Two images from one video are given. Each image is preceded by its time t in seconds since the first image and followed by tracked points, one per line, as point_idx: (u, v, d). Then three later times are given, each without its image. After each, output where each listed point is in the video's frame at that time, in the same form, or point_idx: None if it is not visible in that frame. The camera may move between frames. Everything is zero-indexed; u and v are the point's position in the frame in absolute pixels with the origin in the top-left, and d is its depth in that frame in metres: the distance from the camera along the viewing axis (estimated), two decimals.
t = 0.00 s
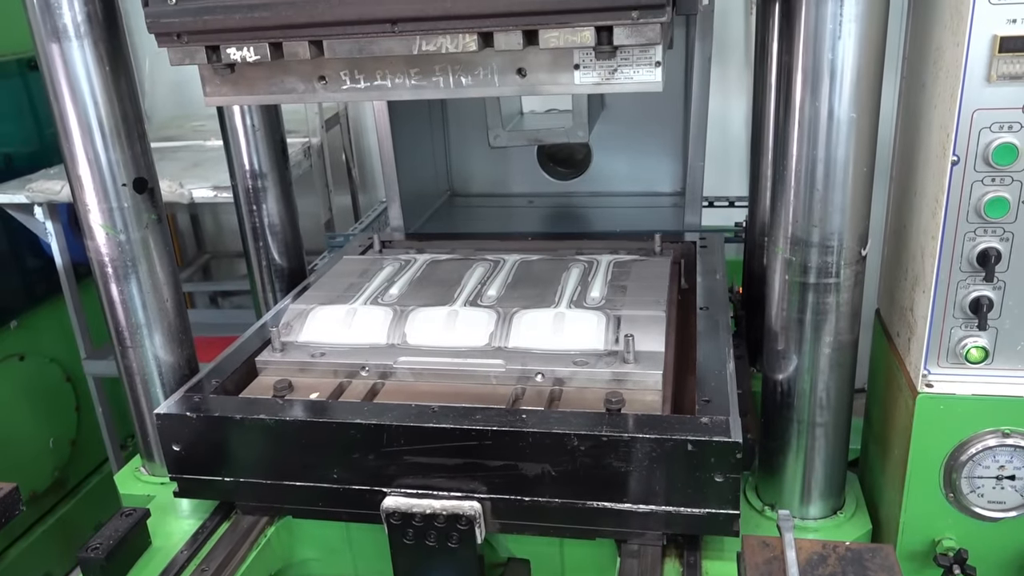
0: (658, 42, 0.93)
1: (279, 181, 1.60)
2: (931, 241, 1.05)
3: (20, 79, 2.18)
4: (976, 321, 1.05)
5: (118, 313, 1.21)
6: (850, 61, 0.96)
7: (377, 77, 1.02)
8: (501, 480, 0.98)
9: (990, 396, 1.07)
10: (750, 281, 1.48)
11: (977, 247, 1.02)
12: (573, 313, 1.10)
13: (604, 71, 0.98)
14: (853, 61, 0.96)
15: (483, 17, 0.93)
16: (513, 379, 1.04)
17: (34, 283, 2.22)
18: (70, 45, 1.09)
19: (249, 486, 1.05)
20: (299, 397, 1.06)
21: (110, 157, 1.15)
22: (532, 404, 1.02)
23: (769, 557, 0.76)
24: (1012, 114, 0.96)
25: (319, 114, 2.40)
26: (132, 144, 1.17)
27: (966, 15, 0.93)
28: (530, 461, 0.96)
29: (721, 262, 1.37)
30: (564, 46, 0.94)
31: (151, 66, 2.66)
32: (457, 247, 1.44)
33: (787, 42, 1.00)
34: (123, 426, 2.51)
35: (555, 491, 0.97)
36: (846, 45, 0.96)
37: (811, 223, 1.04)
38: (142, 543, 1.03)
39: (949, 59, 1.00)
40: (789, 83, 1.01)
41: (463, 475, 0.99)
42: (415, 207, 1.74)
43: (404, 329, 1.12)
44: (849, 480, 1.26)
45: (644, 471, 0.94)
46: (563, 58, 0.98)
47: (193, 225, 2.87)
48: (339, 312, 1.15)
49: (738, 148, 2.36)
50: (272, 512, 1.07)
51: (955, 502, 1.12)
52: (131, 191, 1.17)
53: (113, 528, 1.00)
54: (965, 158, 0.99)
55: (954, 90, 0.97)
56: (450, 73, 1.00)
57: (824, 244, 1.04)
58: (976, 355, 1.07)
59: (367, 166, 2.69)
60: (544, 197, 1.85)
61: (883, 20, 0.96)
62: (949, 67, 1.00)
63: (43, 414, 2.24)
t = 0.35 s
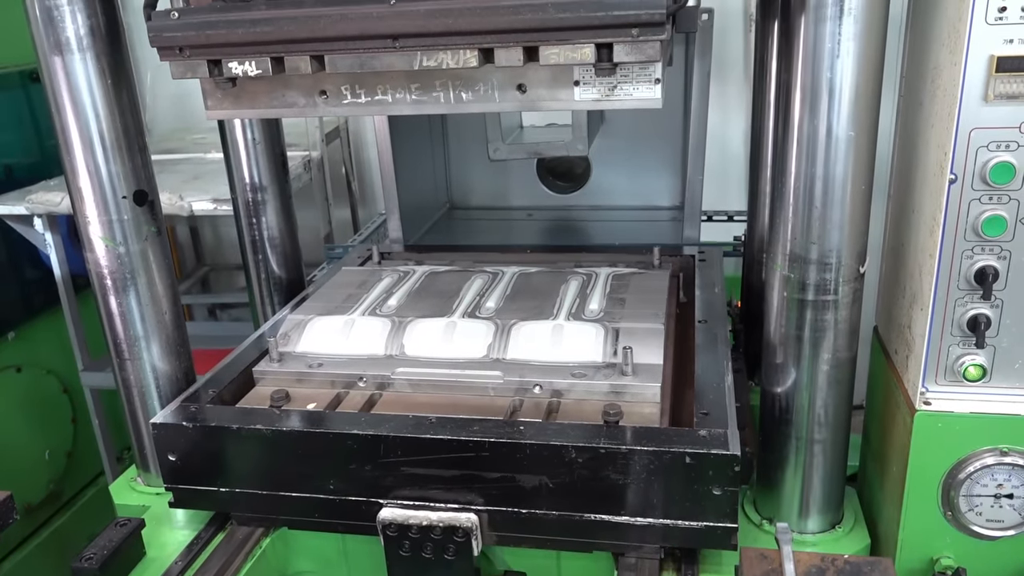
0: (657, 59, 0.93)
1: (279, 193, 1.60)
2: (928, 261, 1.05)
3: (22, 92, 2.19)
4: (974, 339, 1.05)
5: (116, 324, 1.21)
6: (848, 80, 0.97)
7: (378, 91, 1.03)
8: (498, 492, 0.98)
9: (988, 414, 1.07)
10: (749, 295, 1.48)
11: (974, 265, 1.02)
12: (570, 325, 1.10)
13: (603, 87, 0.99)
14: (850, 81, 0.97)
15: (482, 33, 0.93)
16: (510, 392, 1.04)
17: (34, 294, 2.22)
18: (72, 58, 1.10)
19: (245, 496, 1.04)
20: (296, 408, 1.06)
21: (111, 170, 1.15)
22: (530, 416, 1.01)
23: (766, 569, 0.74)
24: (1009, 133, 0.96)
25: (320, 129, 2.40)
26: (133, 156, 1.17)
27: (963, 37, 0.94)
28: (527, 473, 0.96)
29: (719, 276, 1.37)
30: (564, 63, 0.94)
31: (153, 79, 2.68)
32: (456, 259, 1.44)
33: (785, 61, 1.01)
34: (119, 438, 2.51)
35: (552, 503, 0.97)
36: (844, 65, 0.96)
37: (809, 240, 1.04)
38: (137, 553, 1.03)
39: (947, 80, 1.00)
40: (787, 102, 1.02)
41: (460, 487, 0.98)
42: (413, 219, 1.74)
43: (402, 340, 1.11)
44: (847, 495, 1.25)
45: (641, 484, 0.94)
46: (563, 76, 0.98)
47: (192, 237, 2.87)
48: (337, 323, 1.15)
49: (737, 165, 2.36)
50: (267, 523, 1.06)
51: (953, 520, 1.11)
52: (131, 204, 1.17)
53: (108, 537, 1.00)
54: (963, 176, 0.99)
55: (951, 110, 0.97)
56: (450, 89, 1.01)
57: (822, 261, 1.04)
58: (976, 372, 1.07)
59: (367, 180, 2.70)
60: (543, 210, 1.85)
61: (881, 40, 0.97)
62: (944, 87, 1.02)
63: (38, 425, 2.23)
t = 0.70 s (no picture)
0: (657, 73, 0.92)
1: (277, 204, 1.59)
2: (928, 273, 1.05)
3: (22, 101, 2.18)
4: (974, 353, 1.04)
5: (114, 334, 1.21)
6: (847, 95, 0.96)
7: (378, 103, 1.02)
8: (495, 485, 0.96)
9: (988, 428, 1.05)
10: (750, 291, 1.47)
11: (974, 279, 1.01)
12: (569, 321, 1.08)
13: (603, 100, 0.98)
14: (849, 96, 0.96)
15: (481, 45, 0.93)
16: (508, 384, 1.03)
17: (32, 303, 2.21)
18: (73, 69, 1.10)
19: (239, 490, 1.03)
20: (291, 400, 1.05)
21: (110, 180, 1.14)
22: (528, 409, 1.00)
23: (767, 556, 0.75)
24: (1009, 147, 0.96)
25: (319, 138, 2.40)
26: (133, 167, 1.17)
27: (963, 52, 0.94)
28: (524, 465, 0.95)
29: (718, 273, 1.37)
30: (563, 77, 0.93)
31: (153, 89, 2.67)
32: (454, 256, 1.43)
33: (785, 75, 1.01)
34: (117, 448, 2.49)
35: (549, 497, 0.96)
36: (843, 78, 0.96)
37: (809, 253, 1.03)
38: (128, 547, 1.02)
39: (945, 93, 1.01)
40: (785, 119, 1.02)
41: (456, 480, 0.97)
42: (411, 219, 1.73)
43: (399, 334, 1.10)
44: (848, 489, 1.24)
45: (640, 477, 0.93)
46: (563, 87, 0.98)
47: (191, 247, 2.86)
48: (333, 317, 1.14)
49: (736, 177, 2.36)
50: (260, 517, 1.05)
51: (953, 535, 1.10)
52: (130, 214, 1.17)
53: (99, 530, 0.98)
54: (963, 191, 0.98)
55: (950, 125, 0.97)
56: (450, 101, 1.00)
57: (821, 275, 1.03)
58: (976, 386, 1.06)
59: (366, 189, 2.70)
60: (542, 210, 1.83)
61: (880, 55, 0.96)
62: (943, 100, 1.02)
63: (34, 435, 2.21)
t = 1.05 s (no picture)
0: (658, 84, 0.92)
1: (276, 213, 1.58)
2: (927, 285, 1.06)
3: (23, 109, 2.17)
4: (974, 365, 1.05)
5: (113, 345, 1.20)
6: (847, 108, 0.97)
7: (378, 114, 1.01)
8: (492, 476, 0.95)
9: (988, 440, 1.07)
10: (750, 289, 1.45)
11: (974, 291, 1.02)
12: (568, 314, 1.07)
13: (603, 111, 0.97)
14: (849, 109, 0.97)
15: (482, 56, 0.92)
16: (506, 375, 1.01)
17: (30, 311, 2.20)
18: (73, 79, 1.10)
19: (234, 482, 1.02)
20: (286, 391, 1.04)
21: (110, 189, 1.14)
22: (526, 400, 0.99)
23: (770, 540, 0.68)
24: (1009, 160, 0.97)
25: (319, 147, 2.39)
26: (133, 176, 1.16)
27: (962, 64, 0.96)
28: (522, 456, 0.93)
29: (718, 268, 1.36)
30: (563, 87, 0.93)
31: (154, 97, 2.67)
32: (452, 252, 1.42)
33: (786, 86, 1.01)
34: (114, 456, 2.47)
35: (547, 488, 0.94)
36: (843, 90, 0.96)
37: (809, 263, 1.03)
38: (121, 539, 1.01)
39: (943, 105, 1.02)
40: (786, 132, 1.02)
41: (453, 471, 0.96)
42: (409, 218, 1.72)
43: (396, 325, 1.09)
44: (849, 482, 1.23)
45: (640, 468, 0.92)
46: (563, 98, 0.97)
47: (191, 255, 2.85)
48: (330, 309, 1.13)
49: (736, 187, 2.36)
50: (255, 510, 1.04)
51: (954, 548, 1.11)
52: (130, 224, 1.16)
53: (91, 522, 0.98)
54: (962, 203, 1.00)
55: (950, 138, 0.99)
56: (450, 111, 0.99)
57: (821, 286, 1.04)
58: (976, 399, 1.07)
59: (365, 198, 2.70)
60: (542, 210, 1.78)
61: (880, 67, 0.97)
62: (942, 113, 1.02)
63: (30, 444, 2.19)
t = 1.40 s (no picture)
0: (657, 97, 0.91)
1: (276, 224, 1.58)
2: (926, 299, 1.06)
3: (23, 118, 2.18)
4: (973, 378, 1.06)
5: (111, 356, 1.20)
6: (846, 121, 0.97)
7: (378, 125, 1.01)
8: (490, 468, 0.94)
9: (988, 454, 1.07)
10: (750, 289, 1.44)
11: (973, 304, 1.03)
12: (566, 307, 1.06)
13: (602, 123, 0.97)
14: (848, 122, 0.97)
15: (483, 69, 0.92)
16: (504, 367, 1.01)
17: (28, 320, 2.19)
18: (74, 89, 1.09)
19: (229, 475, 1.01)
20: (283, 382, 1.03)
21: (110, 200, 1.14)
22: (524, 391, 0.98)
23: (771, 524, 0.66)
24: (1008, 173, 0.97)
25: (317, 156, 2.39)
26: (133, 187, 1.16)
27: (962, 79, 0.96)
28: (519, 446, 0.92)
29: (717, 264, 1.35)
30: (563, 99, 0.93)
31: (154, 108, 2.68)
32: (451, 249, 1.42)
33: (785, 98, 1.02)
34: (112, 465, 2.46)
35: (545, 480, 0.93)
36: (842, 103, 0.97)
37: (808, 276, 1.04)
38: (114, 531, 1.00)
39: (940, 118, 1.02)
40: (784, 140, 1.03)
41: (450, 463, 0.95)
42: (405, 216, 1.71)
43: (393, 317, 1.08)
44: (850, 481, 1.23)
45: (639, 459, 0.91)
46: (563, 110, 0.97)
47: (190, 264, 2.83)
48: (327, 301, 1.12)
49: (734, 197, 2.35)
50: (250, 503, 1.03)
51: (954, 561, 1.11)
52: (129, 235, 1.16)
53: (83, 514, 0.97)
54: (960, 216, 1.00)
55: (949, 151, 0.99)
56: (450, 123, 0.99)
57: (820, 298, 1.04)
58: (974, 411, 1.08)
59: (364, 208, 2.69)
60: (542, 209, 1.77)
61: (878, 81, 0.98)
62: (937, 128, 1.03)
63: (27, 453, 2.18)
